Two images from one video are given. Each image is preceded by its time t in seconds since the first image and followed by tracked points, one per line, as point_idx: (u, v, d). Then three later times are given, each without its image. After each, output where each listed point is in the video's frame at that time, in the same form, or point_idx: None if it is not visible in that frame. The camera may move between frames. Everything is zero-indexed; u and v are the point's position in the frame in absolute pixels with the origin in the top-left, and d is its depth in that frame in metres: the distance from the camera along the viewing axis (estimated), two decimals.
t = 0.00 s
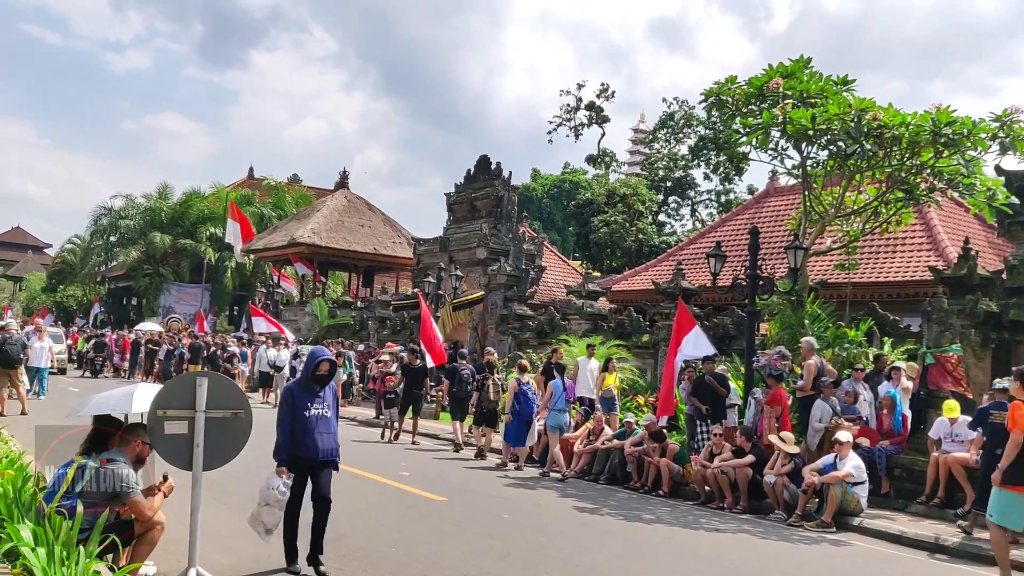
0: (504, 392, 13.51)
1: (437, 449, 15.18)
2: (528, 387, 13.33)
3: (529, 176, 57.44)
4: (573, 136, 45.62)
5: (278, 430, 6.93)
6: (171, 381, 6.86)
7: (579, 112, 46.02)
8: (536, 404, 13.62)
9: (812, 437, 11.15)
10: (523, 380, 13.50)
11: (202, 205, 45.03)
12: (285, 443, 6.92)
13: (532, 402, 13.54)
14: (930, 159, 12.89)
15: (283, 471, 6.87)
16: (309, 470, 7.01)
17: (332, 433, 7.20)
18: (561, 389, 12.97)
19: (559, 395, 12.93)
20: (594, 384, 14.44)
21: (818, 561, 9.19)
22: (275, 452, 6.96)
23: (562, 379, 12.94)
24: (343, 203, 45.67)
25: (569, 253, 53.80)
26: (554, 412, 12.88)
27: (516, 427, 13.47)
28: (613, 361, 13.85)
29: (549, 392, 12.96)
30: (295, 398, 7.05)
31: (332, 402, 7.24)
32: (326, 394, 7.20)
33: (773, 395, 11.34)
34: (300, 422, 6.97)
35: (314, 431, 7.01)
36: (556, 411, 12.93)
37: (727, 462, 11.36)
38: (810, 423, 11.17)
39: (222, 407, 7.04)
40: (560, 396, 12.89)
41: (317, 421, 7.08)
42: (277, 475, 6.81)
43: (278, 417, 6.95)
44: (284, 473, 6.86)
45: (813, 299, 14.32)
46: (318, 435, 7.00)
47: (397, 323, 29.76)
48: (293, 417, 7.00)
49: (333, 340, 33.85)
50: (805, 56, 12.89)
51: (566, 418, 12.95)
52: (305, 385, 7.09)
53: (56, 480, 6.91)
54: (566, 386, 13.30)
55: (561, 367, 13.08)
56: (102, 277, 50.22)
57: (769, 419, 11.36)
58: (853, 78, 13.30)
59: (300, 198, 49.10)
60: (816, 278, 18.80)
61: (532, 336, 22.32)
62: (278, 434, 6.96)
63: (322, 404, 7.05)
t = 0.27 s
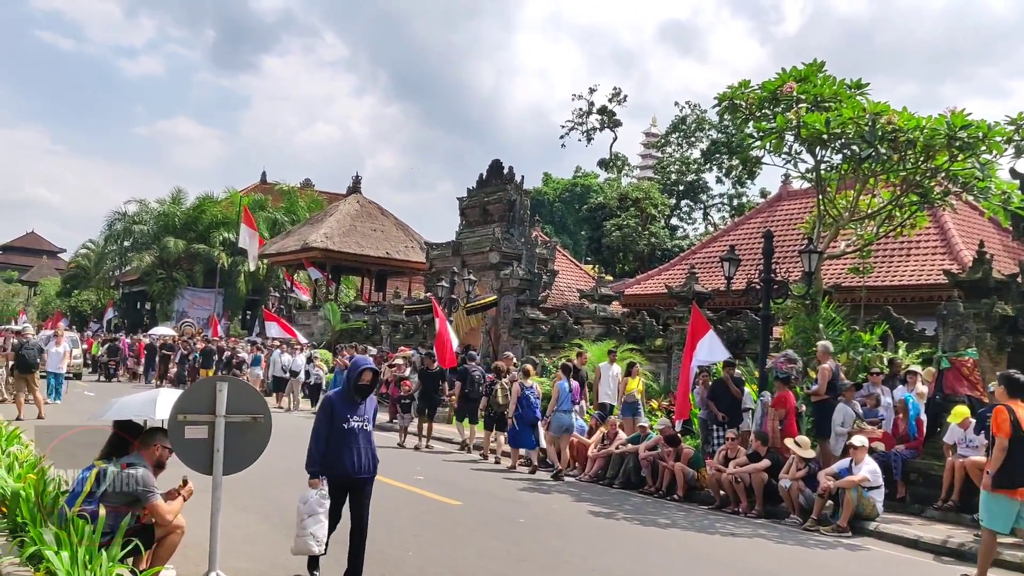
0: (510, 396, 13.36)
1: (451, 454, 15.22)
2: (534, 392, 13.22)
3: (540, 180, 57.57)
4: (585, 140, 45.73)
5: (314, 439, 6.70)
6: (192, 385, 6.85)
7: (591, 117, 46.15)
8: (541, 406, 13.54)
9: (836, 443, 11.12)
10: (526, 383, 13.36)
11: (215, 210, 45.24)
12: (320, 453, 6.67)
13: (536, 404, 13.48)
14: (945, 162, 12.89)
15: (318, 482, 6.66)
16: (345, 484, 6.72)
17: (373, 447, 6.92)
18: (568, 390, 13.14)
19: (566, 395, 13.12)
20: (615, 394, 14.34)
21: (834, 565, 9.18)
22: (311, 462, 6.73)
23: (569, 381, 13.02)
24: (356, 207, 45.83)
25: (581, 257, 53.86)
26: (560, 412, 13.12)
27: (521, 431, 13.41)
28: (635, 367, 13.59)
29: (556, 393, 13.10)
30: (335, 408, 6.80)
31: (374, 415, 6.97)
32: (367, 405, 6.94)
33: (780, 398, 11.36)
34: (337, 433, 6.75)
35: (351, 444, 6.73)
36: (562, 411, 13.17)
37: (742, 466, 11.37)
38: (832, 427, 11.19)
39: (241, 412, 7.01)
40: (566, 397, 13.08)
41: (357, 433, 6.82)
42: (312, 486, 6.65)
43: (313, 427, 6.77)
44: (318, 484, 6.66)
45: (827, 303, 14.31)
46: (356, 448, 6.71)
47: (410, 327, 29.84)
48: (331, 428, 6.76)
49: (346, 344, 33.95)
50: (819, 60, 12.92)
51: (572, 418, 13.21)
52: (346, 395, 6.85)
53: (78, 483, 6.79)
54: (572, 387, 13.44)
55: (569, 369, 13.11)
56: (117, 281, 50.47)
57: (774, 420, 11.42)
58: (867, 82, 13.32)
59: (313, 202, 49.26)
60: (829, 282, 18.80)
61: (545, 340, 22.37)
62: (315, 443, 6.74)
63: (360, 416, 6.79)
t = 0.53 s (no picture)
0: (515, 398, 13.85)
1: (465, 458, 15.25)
2: (537, 394, 13.75)
3: (551, 184, 57.65)
4: (596, 144, 45.81)
5: (351, 442, 6.40)
6: (212, 390, 6.90)
7: (602, 121, 46.24)
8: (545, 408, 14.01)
9: (853, 447, 11.07)
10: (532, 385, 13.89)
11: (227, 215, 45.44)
12: (357, 457, 6.35)
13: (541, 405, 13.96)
14: (958, 166, 12.88)
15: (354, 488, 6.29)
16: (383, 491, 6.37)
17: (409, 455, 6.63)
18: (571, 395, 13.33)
19: (569, 401, 13.31)
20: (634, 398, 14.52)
21: (850, 569, 9.16)
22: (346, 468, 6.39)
23: (571, 387, 13.25)
24: (367, 211, 45.95)
25: (591, 261, 53.88)
26: (563, 417, 13.33)
27: (526, 429, 14.01)
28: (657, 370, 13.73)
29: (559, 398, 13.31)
30: (373, 412, 6.52)
31: (412, 422, 6.69)
32: (406, 411, 6.67)
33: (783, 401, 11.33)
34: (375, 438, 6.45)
35: (389, 449, 6.44)
36: (565, 415, 13.38)
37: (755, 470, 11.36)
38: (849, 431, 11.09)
39: (260, 416, 7.06)
40: (569, 402, 13.27)
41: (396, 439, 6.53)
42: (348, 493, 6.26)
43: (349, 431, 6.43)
44: (354, 490, 6.28)
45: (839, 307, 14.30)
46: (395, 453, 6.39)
47: (422, 331, 29.91)
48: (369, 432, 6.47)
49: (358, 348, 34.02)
50: (831, 64, 12.94)
51: (575, 422, 13.41)
52: (385, 399, 6.59)
53: (100, 485, 6.87)
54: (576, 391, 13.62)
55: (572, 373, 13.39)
56: (129, 286, 50.72)
57: (778, 422, 11.43)
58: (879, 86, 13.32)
59: (323, 207, 49.39)
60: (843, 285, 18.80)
61: (557, 344, 22.41)
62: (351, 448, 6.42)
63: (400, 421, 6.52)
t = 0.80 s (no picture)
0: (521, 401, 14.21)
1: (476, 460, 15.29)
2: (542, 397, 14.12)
3: (561, 187, 57.72)
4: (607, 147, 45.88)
5: (388, 452, 6.27)
6: (233, 392, 6.94)
7: (615, 125, 46.47)
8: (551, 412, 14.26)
9: (867, 452, 11.08)
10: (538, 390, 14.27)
11: (238, 218, 45.55)
12: (394, 468, 6.21)
13: (546, 408, 14.21)
14: (971, 171, 12.90)
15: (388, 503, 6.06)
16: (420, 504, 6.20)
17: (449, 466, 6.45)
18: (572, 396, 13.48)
19: (569, 400, 13.45)
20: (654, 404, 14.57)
21: (862, 573, 9.17)
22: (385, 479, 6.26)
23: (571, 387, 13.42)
24: (379, 214, 45.98)
25: (601, 264, 53.90)
26: (563, 417, 13.43)
27: (532, 434, 14.14)
28: (674, 376, 13.87)
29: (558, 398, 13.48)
30: (412, 422, 6.38)
31: (453, 430, 6.50)
32: (447, 420, 6.49)
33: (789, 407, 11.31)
34: (415, 449, 6.28)
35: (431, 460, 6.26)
36: (566, 416, 13.48)
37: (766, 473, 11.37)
38: (866, 438, 11.10)
39: (281, 417, 7.09)
40: (569, 402, 13.41)
41: (437, 449, 6.36)
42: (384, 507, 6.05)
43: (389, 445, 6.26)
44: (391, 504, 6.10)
45: (851, 311, 14.31)
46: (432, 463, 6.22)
47: (432, 334, 29.96)
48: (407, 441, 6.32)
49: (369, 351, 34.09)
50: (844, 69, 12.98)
51: (576, 422, 13.49)
52: (425, 407, 6.43)
53: (122, 485, 6.92)
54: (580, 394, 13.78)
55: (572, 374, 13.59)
56: (141, 288, 50.89)
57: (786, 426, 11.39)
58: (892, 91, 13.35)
59: (333, 210, 49.52)
60: (854, 290, 18.82)
61: (567, 347, 22.46)
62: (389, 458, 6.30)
63: (443, 431, 6.37)
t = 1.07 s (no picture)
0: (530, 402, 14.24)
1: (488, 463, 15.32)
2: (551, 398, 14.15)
3: (569, 189, 57.80)
4: (616, 149, 45.98)
5: (435, 462, 6.05)
6: (256, 397, 6.98)
7: (624, 127, 46.60)
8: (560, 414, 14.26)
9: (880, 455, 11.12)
10: (548, 391, 14.43)
11: (247, 220, 45.61)
12: (442, 477, 5.97)
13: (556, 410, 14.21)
14: (983, 174, 12.91)
15: (438, 513, 5.94)
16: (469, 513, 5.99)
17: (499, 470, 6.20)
18: (575, 398, 13.80)
19: (572, 402, 13.77)
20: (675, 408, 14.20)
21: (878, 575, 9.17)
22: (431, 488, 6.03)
23: (574, 388, 13.76)
24: (389, 217, 45.99)
25: (610, 266, 53.86)
26: (567, 418, 13.69)
27: (540, 435, 14.23)
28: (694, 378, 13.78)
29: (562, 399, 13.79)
30: (457, 428, 6.13)
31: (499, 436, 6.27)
32: (492, 425, 6.26)
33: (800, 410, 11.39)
34: (462, 457, 6.04)
35: (478, 467, 6.02)
36: (570, 418, 13.75)
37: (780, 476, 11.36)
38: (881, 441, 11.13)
39: (303, 422, 7.14)
40: (572, 403, 13.72)
41: (484, 455, 6.11)
42: (433, 516, 5.93)
43: (434, 453, 6.05)
44: (438, 514, 5.94)
45: (863, 314, 14.33)
46: (481, 472, 6.00)
47: (441, 336, 29.99)
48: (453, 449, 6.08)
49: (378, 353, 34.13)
50: (856, 72, 13.03)
51: (581, 424, 13.73)
52: (469, 413, 6.19)
53: (145, 489, 6.96)
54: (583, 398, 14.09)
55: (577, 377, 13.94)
56: (150, 291, 51.01)
57: (796, 429, 11.46)
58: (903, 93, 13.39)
59: (342, 212, 49.61)
60: (866, 292, 18.84)
61: (577, 350, 22.50)
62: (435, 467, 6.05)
63: (489, 437, 6.10)
